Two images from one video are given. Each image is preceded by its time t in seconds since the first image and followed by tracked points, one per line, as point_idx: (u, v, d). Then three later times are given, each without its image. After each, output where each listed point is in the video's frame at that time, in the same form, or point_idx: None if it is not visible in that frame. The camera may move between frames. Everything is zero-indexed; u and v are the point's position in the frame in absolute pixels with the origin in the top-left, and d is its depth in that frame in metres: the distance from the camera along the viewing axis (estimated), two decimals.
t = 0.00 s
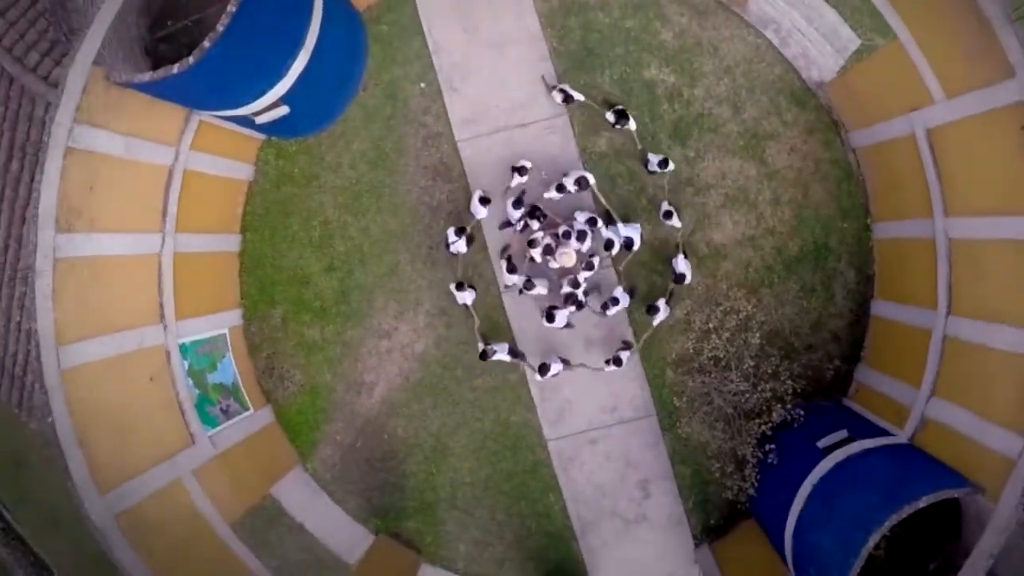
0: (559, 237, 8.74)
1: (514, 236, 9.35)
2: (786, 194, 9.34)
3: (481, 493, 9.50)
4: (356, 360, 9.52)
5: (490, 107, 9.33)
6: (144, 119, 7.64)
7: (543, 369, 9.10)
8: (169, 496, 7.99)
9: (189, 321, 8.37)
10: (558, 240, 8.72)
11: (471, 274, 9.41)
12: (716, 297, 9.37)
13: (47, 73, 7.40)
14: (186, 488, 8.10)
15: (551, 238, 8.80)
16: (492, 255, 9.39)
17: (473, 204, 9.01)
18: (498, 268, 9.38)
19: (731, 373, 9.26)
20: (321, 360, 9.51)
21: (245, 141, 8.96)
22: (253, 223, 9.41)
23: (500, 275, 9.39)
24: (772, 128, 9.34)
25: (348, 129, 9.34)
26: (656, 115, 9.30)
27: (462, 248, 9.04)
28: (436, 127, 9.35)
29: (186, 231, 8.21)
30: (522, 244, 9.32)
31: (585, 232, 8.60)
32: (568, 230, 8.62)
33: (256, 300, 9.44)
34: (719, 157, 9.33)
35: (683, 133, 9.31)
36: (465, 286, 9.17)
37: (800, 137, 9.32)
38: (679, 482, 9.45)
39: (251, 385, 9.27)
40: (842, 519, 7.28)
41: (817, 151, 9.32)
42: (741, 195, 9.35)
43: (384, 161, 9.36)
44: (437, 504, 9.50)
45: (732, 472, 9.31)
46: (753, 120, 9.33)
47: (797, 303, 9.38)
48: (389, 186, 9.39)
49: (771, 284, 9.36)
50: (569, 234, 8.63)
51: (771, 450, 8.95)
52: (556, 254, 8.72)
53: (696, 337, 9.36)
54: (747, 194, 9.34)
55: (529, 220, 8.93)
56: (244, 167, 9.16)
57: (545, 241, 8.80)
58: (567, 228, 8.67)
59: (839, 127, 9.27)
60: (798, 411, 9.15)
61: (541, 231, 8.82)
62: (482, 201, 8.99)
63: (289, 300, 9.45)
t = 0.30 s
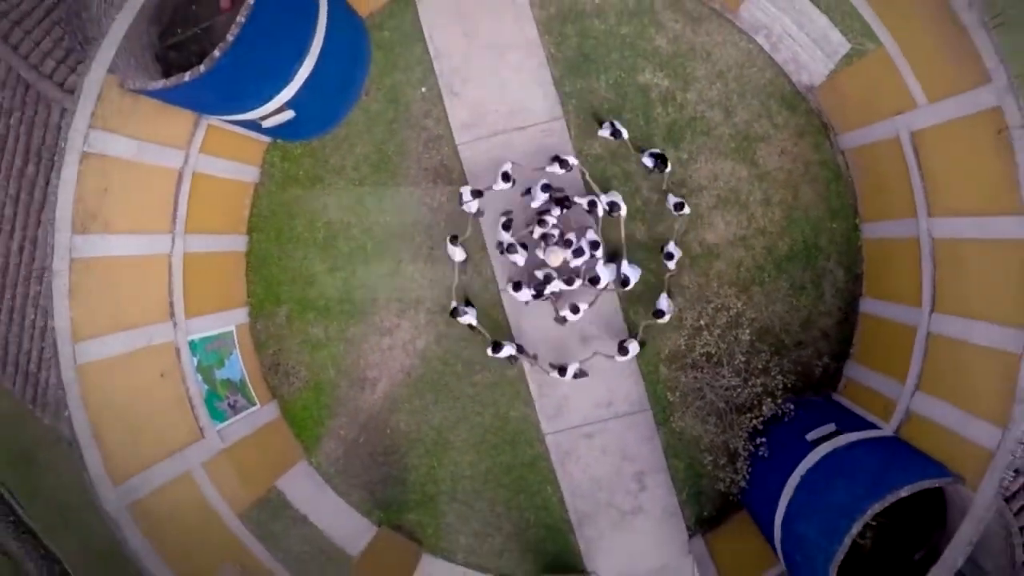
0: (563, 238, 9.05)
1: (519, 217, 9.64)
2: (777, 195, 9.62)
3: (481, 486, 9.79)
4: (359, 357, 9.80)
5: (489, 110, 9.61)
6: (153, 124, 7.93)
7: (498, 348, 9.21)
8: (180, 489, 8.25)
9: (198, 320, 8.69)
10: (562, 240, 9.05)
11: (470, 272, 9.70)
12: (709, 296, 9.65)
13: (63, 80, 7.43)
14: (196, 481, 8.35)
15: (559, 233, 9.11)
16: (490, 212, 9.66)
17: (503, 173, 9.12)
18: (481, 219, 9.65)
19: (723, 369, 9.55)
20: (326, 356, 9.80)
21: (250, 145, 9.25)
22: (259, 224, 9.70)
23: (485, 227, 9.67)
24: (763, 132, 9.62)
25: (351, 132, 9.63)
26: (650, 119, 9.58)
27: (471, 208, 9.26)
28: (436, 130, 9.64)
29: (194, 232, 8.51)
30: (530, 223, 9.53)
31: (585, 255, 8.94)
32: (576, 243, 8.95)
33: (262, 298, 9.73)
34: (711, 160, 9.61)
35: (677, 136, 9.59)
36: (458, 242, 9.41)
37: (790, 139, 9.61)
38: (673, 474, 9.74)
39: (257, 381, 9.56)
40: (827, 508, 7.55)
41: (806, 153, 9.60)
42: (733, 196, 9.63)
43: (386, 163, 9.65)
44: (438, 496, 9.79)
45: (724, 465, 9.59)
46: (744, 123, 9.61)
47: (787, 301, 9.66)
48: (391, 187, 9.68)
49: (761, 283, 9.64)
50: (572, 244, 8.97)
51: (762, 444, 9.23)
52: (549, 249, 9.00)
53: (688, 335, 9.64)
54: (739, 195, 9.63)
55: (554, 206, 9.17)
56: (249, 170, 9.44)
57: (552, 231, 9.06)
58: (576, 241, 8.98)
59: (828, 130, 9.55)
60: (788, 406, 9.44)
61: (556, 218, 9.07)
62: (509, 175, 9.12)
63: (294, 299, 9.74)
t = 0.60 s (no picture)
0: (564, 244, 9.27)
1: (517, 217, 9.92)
2: (768, 196, 9.91)
3: (481, 479, 10.09)
4: (363, 354, 10.09)
5: (488, 114, 9.90)
6: (165, 129, 8.19)
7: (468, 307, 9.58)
8: (190, 481, 8.57)
9: (207, 317, 8.98)
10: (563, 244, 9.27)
11: (471, 271, 9.99)
12: (702, 294, 9.95)
13: (78, 87, 7.70)
14: (205, 473, 8.67)
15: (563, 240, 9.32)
16: (508, 176, 9.89)
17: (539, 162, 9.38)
18: (479, 179, 9.87)
19: (716, 364, 9.87)
20: (331, 353, 10.10)
21: (258, 148, 9.52)
22: (265, 225, 9.98)
23: (483, 185, 9.90)
24: (755, 135, 9.91)
25: (355, 135, 9.92)
26: (645, 123, 9.87)
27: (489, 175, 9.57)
28: (438, 134, 9.93)
29: (204, 233, 8.81)
30: (554, 211, 9.79)
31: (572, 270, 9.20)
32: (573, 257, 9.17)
33: (268, 297, 10.02)
34: (705, 162, 9.90)
35: (671, 139, 9.88)
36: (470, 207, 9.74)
37: (781, 142, 9.90)
38: (668, 468, 10.04)
39: (264, 377, 9.86)
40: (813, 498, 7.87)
41: (797, 155, 9.90)
42: (725, 197, 9.92)
43: (389, 166, 9.95)
44: (440, 489, 10.09)
45: (716, 458, 9.92)
46: (736, 126, 9.90)
47: (778, 299, 9.96)
48: (393, 189, 9.98)
49: (753, 282, 9.94)
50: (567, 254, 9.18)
51: (753, 438, 9.53)
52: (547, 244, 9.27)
53: (682, 332, 9.95)
54: (731, 196, 9.92)
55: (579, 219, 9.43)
56: (256, 172, 9.70)
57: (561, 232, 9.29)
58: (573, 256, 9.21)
59: (818, 133, 9.85)
60: (779, 401, 9.74)
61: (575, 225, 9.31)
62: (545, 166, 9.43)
63: (300, 297, 10.04)
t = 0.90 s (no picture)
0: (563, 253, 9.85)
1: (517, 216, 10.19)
2: (761, 198, 10.21)
3: (481, 473, 10.39)
4: (368, 350, 10.40)
5: (489, 118, 10.20)
6: (177, 133, 8.47)
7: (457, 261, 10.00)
8: (201, 474, 8.81)
9: (217, 315, 9.28)
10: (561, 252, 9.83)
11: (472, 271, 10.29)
12: (697, 293, 10.25)
13: (95, 94, 8.17)
14: (215, 466, 8.92)
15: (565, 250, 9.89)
16: (543, 167, 10.20)
17: (577, 167, 9.79)
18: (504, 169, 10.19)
19: (709, 361, 10.21)
20: (335, 350, 10.40)
21: (266, 152, 9.81)
22: (272, 225, 10.28)
23: (518, 169, 10.20)
24: (748, 138, 10.20)
25: (359, 139, 10.21)
26: (641, 126, 10.17)
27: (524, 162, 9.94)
28: (440, 137, 10.23)
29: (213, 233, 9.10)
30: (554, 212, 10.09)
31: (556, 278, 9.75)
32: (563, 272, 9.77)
33: (275, 296, 10.32)
34: (699, 165, 10.20)
35: (666, 142, 10.18)
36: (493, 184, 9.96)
37: (773, 145, 10.19)
38: (663, 462, 10.34)
39: (270, 373, 10.17)
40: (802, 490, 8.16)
41: (789, 158, 10.19)
42: (719, 199, 10.22)
43: (393, 169, 10.24)
44: (441, 482, 10.39)
45: (710, 452, 10.23)
46: (729, 130, 10.19)
47: (771, 298, 10.26)
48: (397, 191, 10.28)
49: (745, 281, 10.24)
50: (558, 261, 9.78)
51: (746, 432, 9.87)
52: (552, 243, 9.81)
53: (677, 330, 10.26)
54: (725, 198, 10.22)
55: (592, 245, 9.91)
56: (263, 174, 10.01)
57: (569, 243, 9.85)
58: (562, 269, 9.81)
59: (810, 136, 10.15)
60: (770, 397, 10.06)
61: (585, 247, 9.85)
62: (579, 174, 9.82)
63: (306, 296, 10.33)
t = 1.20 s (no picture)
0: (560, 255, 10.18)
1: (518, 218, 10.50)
2: (754, 200, 10.52)
3: (483, 467, 10.69)
4: (372, 348, 10.70)
5: (490, 122, 10.51)
6: (190, 136, 8.70)
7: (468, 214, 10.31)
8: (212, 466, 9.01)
9: (226, 313, 9.64)
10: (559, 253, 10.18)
11: (473, 270, 10.61)
12: (691, 292, 10.57)
13: (111, 98, 8.47)
14: (226, 458, 9.16)
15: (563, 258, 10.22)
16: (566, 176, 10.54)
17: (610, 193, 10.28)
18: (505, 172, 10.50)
19: (703, 359, 10.57)
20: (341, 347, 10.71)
21: (273, 155, 10.11)
22: (280, 227, 10.60)
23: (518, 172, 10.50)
24: (742, 142, 10.51)
25: (365, 142, 10.52)
26: (638, 130, 10.47)
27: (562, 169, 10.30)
28: (443, 140, 10.54)
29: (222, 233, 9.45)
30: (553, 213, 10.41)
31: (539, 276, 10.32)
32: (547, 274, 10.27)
33: (283, 294, 10.64)
34: (694, 167, 10.51)
35: (662, 146, 10.49)
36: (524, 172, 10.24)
37: (766, 149, 10.50)
38: (660, 457, 10.63)
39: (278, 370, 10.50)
40: (795, 482, 8.41)
41: (782, 161, 10.50)
42: (713, 201, 10.54)
43: (397, 171, 10.56)
44: (444, 476, 10.69)
45: (705, 447, 10.54)
46: (723, 133, 10.50)
47: (764, 297, 10.56)
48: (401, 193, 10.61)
49: (739, 281, 10.55)
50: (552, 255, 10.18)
51: (739, 428, 10.20)
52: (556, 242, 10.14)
53: (672, 328, 10.59)
54: (719, 200, 10.53)
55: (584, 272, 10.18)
56: (270, 177, 10.31)
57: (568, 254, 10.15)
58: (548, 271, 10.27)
59: (802, 140, 10.45)
60: (763, 394, 10.39)
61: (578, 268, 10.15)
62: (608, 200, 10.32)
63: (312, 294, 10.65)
